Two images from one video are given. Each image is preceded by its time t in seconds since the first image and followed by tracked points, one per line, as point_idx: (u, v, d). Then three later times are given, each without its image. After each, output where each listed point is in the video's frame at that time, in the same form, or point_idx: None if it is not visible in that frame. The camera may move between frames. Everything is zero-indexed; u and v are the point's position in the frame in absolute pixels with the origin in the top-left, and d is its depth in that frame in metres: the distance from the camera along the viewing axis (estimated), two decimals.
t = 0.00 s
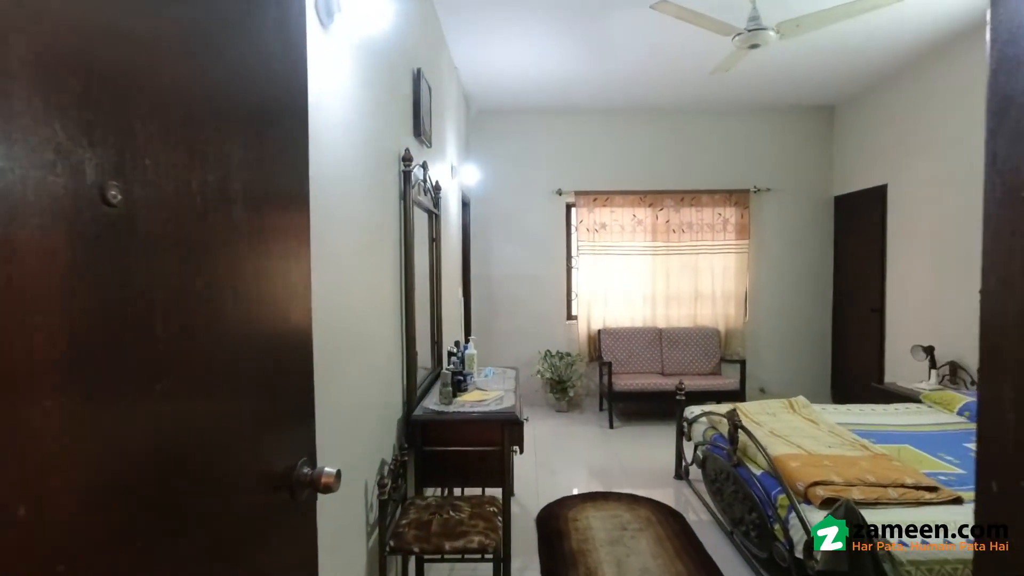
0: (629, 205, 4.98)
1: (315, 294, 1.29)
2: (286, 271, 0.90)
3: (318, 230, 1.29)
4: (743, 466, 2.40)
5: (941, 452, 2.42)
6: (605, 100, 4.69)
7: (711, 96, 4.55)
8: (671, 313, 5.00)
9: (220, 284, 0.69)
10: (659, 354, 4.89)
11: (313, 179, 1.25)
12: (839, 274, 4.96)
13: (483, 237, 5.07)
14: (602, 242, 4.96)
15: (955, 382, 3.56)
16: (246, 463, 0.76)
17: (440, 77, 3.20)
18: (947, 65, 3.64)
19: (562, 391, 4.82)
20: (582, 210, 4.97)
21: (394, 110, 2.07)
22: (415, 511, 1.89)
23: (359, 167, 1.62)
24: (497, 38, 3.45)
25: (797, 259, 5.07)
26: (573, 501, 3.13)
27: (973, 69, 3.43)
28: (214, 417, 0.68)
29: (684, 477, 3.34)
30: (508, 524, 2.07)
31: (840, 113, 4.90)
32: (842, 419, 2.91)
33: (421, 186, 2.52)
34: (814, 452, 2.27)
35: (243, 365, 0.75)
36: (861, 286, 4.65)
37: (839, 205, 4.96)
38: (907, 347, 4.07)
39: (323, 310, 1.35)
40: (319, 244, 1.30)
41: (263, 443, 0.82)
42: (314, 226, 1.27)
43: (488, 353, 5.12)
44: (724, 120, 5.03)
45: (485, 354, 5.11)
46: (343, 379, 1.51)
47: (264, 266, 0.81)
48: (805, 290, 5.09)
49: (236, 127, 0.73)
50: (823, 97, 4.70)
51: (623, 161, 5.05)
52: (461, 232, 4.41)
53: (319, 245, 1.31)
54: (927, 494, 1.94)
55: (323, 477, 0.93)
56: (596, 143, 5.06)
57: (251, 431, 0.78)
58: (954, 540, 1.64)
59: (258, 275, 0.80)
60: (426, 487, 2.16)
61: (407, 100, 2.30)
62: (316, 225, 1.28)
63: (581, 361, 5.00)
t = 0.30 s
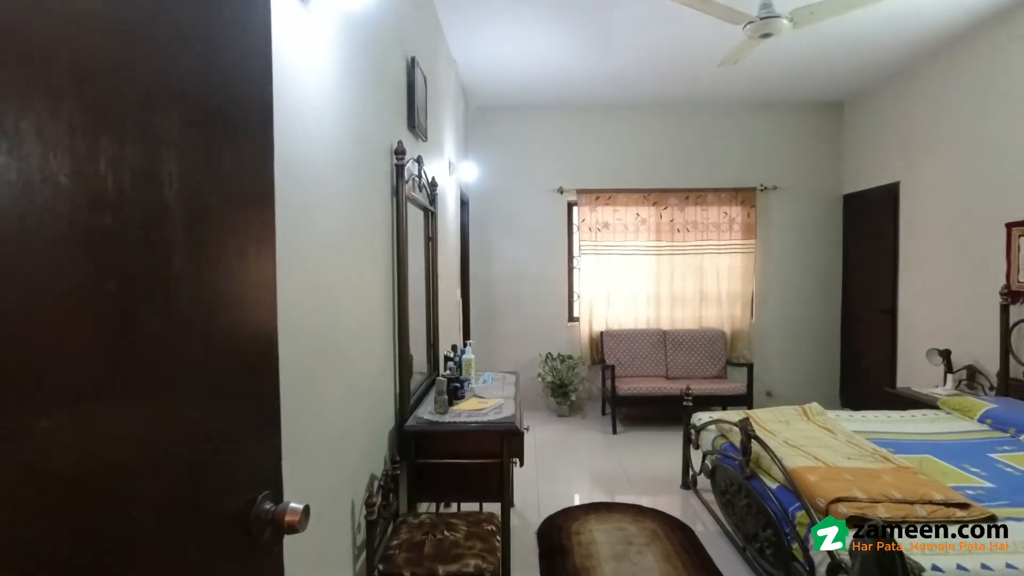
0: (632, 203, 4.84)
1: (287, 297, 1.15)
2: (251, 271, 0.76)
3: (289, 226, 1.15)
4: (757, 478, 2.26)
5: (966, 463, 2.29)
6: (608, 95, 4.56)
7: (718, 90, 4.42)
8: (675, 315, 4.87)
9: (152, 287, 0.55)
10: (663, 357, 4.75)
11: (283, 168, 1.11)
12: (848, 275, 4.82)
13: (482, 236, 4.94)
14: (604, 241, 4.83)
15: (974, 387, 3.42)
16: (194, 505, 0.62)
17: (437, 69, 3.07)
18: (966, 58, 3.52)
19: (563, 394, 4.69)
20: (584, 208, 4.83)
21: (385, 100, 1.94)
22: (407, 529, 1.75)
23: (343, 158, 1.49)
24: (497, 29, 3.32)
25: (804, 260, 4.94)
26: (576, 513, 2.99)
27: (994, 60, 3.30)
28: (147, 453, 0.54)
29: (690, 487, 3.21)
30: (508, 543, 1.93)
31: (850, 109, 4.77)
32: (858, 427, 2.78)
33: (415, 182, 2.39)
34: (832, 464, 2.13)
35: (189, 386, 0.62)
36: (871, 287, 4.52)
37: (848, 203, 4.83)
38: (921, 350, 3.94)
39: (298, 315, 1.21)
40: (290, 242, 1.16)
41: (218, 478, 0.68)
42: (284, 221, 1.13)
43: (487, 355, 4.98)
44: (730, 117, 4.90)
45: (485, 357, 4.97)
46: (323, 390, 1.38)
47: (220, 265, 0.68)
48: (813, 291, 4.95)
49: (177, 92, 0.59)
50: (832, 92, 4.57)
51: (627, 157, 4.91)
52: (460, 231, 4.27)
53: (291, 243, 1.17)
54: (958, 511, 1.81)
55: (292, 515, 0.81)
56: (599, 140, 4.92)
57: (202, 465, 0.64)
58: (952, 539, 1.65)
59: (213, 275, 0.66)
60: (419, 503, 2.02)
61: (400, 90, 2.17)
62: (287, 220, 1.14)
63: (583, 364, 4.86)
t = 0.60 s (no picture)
0: (635, 202, 4.72)
1: (260, 299, 1.03)
2: (208, 273, 0.64)
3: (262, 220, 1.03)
4: (773, 491, 2.14)
5: (992, 474, 2.17)
6: (611, 90, 4.45)
7: (724, 85, 4.30)
8: (680, 316, 4.75)
9: (39, 294, 0.42)
10: (667, 359, 4.63)
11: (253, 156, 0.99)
12: (857, 275, 4.70)
13: (482, 234, 4.82)
14: (607, 241, 4.71)
15: (991, 392, 3.31)
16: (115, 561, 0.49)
17: (434, 61, 2.96)
18: (983, 51, 3.40)
19: (565, 398, 4.57)
20: (586, 207, 4.72)
21: (376, 88, 1.82)
22: (400, 548, 1.63)
23: (327, 149, 1.37)
24: (496, 20, 3.21)
25: (812, 260, 4.81)
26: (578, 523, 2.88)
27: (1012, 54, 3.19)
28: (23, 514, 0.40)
29: (697, 495, 3.10)
30: (508, 560, 1.81)
31: (859, 106, 4.65)
32: (873, 435, 2.66)
33: (411, 176, 2.27)
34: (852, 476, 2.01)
35: (103, 417, 0.48)
36: (881, 288, 4.40)
37: (857, 202, 4.70)
38: (936, 352, 3.81)
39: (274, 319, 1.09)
40: (264, 238, 1.05)
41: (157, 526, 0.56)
42: (255, 214, 1.01)
43: (487, 357, 4.86)
44: (736, 113, 4.78)
45: (485, 359, 4.85)
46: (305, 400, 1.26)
47: (161, 267, 0.55)
48: (821, 292, 4.83)
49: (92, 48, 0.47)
50: (840, 87, 4.46)
51: (631, 154, 4.79)
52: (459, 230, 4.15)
53: (265, 239, 1.05)
54: (989, 530, 1.69)
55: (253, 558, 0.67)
56: (601, 136, 4.80)
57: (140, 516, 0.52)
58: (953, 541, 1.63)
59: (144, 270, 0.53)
60: (413, 516, 1.90)
61: (394, 80, 2.05)
62: (260, 214, 1.02)
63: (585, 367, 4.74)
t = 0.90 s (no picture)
0: (639, 198, 4.59)
1: (241, 297, 0.91)
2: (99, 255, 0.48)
3: (242, 206, 0.92)
4: (791, 502, 2.02)
5: None
6: (614, 84, 4.31)
7: (731, 77, 4.17)
8: (686, 316, 4.62)
9: None
10: (672, 360, 4.51)
11: (228, 133, 0.87)
12: (867, 274, 4.57)
13: (482, 232, 4.69)
14: (610, 238, 4.58)
15: (1010, 395, 3.17)
16: None
17: (432, 50, 2.83)
18: (1001, 40, 3.26)
19: (567, 400, 4.45)
20: (589, 204, 4.58)
21: (367, 71, 1.69)
22: (392, 570, 1.51)
23: (310, 132, 1.25)
24: (496, 8, 3.08)
25: (821, 258, 4.69)
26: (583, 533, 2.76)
27: None
28: None
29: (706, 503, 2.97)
30: None
31: (870, 99, 4.52)
32: (893, 442, 2.53)
33: (406, 168, 2.14)
34: (877, 488, 1.89)
35: None
36: (893, 287, 4.27)
37: (867, 198, 4.57)
38: (953, 353, 3.68)
39: (255, 320, 0.97)
40: (245, 226, 0.93)
41: None
42: (235, 199, 0.90)
43: (487, 358, 4.73)
44: (743, 107, 4.64)
45: (484, 360, 4.73)
46: (292, 412, 1.14)
47: None
48: (830, 292, 4.70)
49: None
50: (851, 80, 4.33)
51: (634, 150, 4.66)
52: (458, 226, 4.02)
53: (245, 227, 0.93)
54: None
55: None
56: (605, 131, 4.67)
57: None
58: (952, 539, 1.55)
59: None
60: (408, 532, 1.77)
61: (388, 65, 1.92)
62: (238, 199, 0.91)
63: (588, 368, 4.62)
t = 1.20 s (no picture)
0: (644, 197, 4.61)
1: (168, 290, 0.75)
2: None
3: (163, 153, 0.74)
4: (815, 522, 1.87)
5: None
6: (619, 79, 4.19)
7: (740, 73, 4.04)
8: (691, 317, 4.50)
9: None
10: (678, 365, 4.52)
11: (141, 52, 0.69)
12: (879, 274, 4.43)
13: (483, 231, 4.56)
14: (615, 238, 4.57)
15: None
16: None
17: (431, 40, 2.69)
18: None
19: (570, 405, 4.29)
20: (593, 202, 4.60)
21: (355, 50, 1.54)
22: None
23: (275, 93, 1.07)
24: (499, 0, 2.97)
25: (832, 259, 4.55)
26: (589, 549, 2.62)
27: None
28: None
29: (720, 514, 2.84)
30: None
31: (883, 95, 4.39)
32: (917, 452, 2.39)
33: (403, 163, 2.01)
34: (912, 507, 1.75)
35: None
36: (906, 288, 4.13)
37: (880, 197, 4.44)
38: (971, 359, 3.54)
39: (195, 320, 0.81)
40: (169, 178, 0.75)
41: None
42: (152, 142, 0.72)
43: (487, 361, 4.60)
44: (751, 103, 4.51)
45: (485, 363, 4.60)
46: (248, 434, 0.98)
47: None
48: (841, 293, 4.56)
49: None
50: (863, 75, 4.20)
51: (639, 149, 4.62)
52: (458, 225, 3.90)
53: (171, 181, 0.76)
54: None
55: None
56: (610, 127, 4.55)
57: None
58: (951, 538, 1.56)
59: None
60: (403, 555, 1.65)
61: (380, 48, 1.78)
62: (157, 142, 0.73)
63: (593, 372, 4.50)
